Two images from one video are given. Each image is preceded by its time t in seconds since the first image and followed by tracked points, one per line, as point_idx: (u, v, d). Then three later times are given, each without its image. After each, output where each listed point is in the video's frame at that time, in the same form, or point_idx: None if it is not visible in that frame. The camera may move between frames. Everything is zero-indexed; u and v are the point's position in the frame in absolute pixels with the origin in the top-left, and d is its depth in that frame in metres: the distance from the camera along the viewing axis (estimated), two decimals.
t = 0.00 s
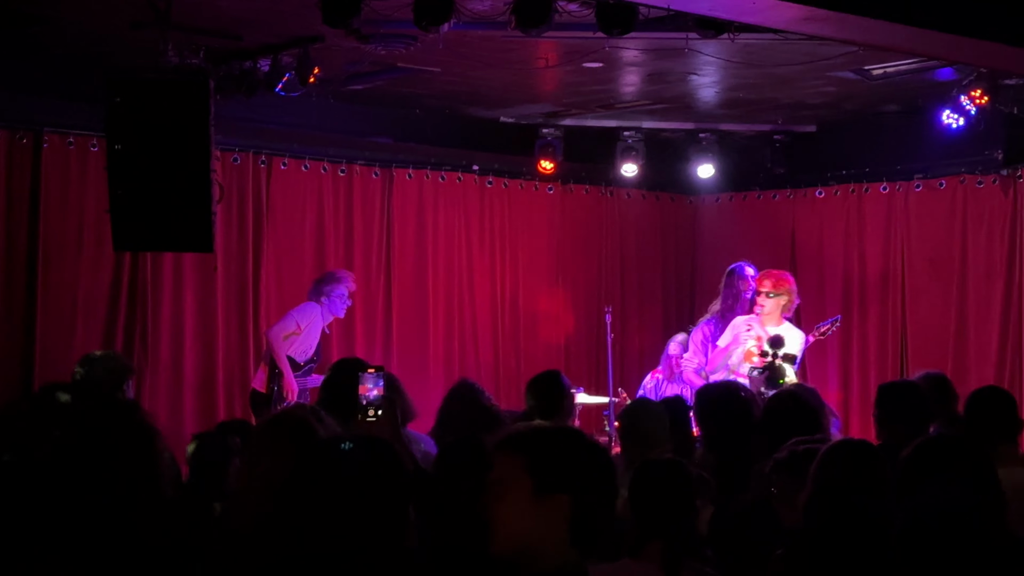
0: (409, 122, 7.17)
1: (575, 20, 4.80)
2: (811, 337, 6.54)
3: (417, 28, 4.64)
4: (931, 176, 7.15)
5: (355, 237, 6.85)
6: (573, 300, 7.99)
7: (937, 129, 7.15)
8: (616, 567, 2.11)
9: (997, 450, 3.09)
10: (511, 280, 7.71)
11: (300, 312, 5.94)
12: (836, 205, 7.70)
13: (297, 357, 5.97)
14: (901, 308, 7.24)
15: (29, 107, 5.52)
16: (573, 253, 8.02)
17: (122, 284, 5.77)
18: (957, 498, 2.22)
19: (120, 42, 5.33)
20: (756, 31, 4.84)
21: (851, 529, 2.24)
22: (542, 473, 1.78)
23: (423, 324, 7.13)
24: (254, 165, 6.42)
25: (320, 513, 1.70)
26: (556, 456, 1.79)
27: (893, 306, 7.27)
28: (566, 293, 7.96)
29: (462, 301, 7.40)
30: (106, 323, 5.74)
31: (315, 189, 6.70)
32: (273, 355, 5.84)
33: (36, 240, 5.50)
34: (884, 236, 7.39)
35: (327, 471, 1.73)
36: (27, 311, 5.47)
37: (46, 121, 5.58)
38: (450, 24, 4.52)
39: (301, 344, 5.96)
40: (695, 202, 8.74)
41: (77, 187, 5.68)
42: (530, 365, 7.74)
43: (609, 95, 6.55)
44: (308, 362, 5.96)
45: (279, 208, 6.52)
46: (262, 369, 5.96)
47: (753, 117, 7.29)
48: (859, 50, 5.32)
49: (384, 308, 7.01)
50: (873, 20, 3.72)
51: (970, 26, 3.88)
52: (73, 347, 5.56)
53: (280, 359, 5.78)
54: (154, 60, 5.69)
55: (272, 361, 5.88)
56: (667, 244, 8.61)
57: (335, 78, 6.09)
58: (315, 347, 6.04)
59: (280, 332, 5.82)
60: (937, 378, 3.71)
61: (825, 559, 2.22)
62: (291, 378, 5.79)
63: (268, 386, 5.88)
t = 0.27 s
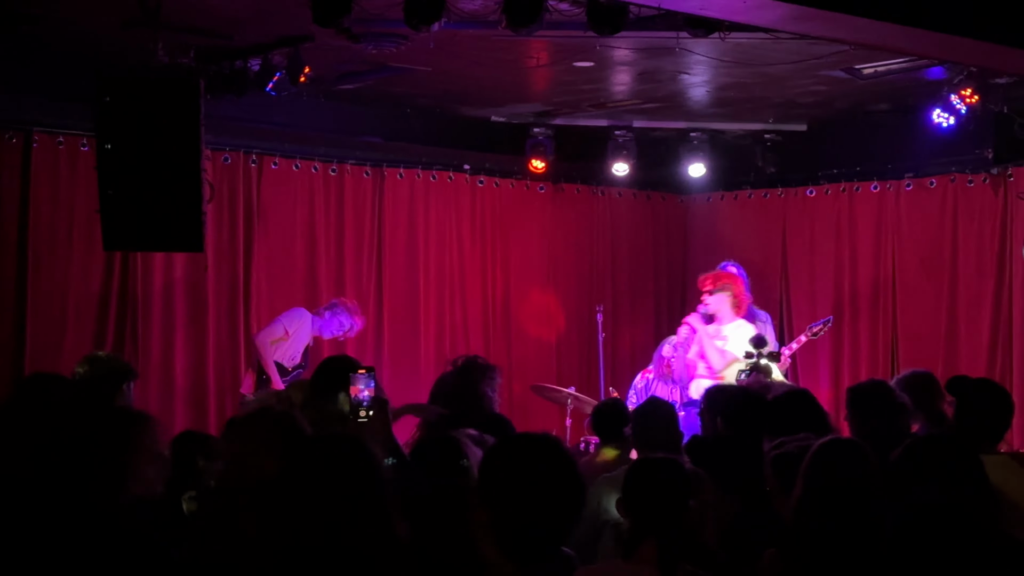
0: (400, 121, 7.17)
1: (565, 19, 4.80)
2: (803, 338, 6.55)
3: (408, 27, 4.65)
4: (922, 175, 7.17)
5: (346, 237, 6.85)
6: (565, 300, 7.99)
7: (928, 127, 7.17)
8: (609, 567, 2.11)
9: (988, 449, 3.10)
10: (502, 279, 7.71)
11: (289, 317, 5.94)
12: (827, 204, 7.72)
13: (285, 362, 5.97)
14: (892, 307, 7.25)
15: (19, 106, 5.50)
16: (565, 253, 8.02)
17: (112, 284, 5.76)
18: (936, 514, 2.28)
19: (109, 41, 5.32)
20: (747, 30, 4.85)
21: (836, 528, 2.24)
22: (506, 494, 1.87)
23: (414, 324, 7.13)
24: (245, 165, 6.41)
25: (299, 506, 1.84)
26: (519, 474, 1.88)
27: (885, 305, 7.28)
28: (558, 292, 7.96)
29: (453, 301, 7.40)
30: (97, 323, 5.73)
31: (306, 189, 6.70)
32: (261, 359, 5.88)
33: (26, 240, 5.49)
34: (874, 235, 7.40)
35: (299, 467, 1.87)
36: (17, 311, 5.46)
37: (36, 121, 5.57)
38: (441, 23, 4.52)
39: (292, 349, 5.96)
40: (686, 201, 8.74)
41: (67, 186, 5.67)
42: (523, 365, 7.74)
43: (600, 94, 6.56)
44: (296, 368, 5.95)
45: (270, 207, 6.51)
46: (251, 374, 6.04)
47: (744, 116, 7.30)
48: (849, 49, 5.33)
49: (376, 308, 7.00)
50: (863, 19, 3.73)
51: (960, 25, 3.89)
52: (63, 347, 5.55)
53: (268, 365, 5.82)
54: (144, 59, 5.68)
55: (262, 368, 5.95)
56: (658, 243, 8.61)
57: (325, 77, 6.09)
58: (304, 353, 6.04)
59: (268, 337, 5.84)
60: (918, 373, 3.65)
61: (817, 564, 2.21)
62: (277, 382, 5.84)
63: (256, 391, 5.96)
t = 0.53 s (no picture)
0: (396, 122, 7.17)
1: (561, 19, 4.80)
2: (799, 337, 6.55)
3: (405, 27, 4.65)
4: (918, 174, 7.18)
5: (342, 238, 6.85)
6: (562, 300, 7.99)
7: (925, 126, 7.19)
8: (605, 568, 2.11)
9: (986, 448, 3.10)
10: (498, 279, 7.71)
11: (285, 309, 5.95)
12: (823, 203, 7.72)
13: (286, 356, 5.95)
14: (889, 307, 7.25)
15: (15, 107, 5.50)
16: (562, 253, 8.02)
17: (109, 284, 5.76)
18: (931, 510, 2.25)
19: (105, 42, 5.31)
20: (742, 30, 4.85)
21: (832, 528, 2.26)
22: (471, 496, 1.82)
23: (411, 324, 7.13)
24: (241, 166, 6.41)
25: (280, 506, 1.64)
26: (486, 476, 1.82)
27: (881, 305, 7.28)
28: (555, 292, 7.96)
29: (450, 301, 7.40)
30: (93, 323, 5.72)
31: (303, 189, 6.69)
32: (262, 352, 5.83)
33: (22, 240, 5.48)
34: (870, 235, 7.41)
35: (281, 464, 1.68)
36: (13, 312, 5.45)
37: (32, 121, 5.56)
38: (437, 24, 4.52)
39: (290, 341, 5.95)
40: (683, 201, 8.74)
41: (63, 187, 5.67)
42: (519, 366, 7.74)
43: (597, 94, 6.56)
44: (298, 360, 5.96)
45: (266, 208, 6.51)
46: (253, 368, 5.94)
47: (741, 116, 7.30)
48: (845, 49, 5.34)
49: (372, 308, 7.00)
50: (859, 19, 3.73)
51: (956, 25, 3.89)
52: (59, 347, 5.55)
53: (269, 354, 5.78)
54: (140, 59, 5.68)
55: (263, 360, 5.85)
56: (655, 243, 8.61)
57: (322, 78, 6.08)
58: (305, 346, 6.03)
59: (266, 328, 5.83)
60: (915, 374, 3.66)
61: (810, 564, 2.24)
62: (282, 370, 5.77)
63: (260, 384, 5.84)
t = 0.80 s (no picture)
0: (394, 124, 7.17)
1: (560, 22, 4.80)
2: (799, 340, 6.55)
3: (403, 30, 4.65)
4: (916, 176, 7.18)
5: (341, 240, 6.85)
6: (559, 302, 7.98)
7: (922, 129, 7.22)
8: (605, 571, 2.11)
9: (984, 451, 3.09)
10: (497, 281, 7.70)
11: (283, 318, 5.94)
12: (821, 205, 7.72)
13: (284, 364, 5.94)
14: (887, 309, 7.25)
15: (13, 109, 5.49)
16: (560, 256, 8.02)
17: (107, 288, 5.75)
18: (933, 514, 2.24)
19: (104, 44, 5.31)
20: (740, 32, 4.85)
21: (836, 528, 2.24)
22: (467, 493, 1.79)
23: (409, 326, 7.12)
24: (240, 168, 6.40)
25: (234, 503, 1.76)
26: (481, 475, 1.80)
27: (879, 308, 7.27)
28: (553, 295, 7.96)
29: (448, 303, 7.40)
30: (92, 326, 5.72)
31: (301, 191, 6.69)
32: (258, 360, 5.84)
33: (21, 243, 5.48)
34: (868, 237, 7.40)
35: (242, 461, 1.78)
36: (11, 316, 5.44)
37: (31, 124, 5.56)
38: (435, 26, 4.52)
39: (289, 349, 5.94)
40: (681, 203, 8.74)
41: (61, 190, 5.67)
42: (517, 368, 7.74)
43: (594, 96, 6.56)
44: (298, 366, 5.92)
45: (265, 210, 6.50)
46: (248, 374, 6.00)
47: (739, 118, 7.30)
48: (844, 51, 5.34)
49: (370, 310, 7.00)
50: (857, 21, 3.73)
51: (954, 27, 3.89)
52: (58, 350, 5.55)
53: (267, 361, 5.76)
54: (138, 62, 5.67)
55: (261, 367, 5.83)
56: (653, 245, 8.61)
57: (320, 80, 6.08)
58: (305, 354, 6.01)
59: (264, 336, 5.83)
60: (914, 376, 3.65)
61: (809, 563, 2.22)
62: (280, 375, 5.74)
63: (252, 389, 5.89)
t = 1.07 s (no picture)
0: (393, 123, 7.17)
1: (560, 21, 4.80)
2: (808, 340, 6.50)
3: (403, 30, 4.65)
4: (916, 175, 7.18)
5: (341, 239, 6.85)
6: (559, 302, 7.99)
7: (921, 128, 7.21)
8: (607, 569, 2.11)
9: (987, 449, 3.09)
10: (497, 280, 7.70)
11: (280, 311, 5.96)
12: (822, 203, 7.72)
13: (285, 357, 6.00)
14: (887, 307, 7.25)
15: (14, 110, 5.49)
16: (560, 255, 8.02)
17: (108, 288, 5.75)
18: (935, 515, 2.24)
19: (103, 44, 5.31)
20: (740, 31, 4.85)
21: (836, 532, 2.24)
22: (467, 492, 1.78)
23: (409, 325, 7.12)
24: (240, 168, 6.40)
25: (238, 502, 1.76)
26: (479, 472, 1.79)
27: (879, 308, 7.28)
28: (553, 294, 7.96)
29: (448, 302, 7.39)
30: (92, 326, 5.72)
31: (301, 191, 6.69)
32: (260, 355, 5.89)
33: (21, 244, 5.48)
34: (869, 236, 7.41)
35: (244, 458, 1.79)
36: (11, 317, 5.44)
37: (31, 124, 5.56)
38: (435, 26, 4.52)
39: (288, 342, 5.99)
40: (681, 202, 8.75)
41: (62, 190, 5.67)
42: (518, 368, 7.74)
43: (595, 96, 6.56)
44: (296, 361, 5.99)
45: (265, 210, 6.50)
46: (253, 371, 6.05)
47: (739, 117, 7.30)
48: (843, 50, 5.34)
49: (371, 310, 7.00)
50: (857, 20, 3.73)
51: (954, 26, 3.89)
52: (58, 351, 5.55)
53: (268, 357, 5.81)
54: (138, 62, 5.67)
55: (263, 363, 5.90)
56: (653, 244, 8.61)
57: (320, 80, 6.08)
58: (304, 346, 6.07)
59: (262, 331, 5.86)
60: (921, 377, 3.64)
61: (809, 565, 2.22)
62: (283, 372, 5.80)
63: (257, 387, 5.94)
